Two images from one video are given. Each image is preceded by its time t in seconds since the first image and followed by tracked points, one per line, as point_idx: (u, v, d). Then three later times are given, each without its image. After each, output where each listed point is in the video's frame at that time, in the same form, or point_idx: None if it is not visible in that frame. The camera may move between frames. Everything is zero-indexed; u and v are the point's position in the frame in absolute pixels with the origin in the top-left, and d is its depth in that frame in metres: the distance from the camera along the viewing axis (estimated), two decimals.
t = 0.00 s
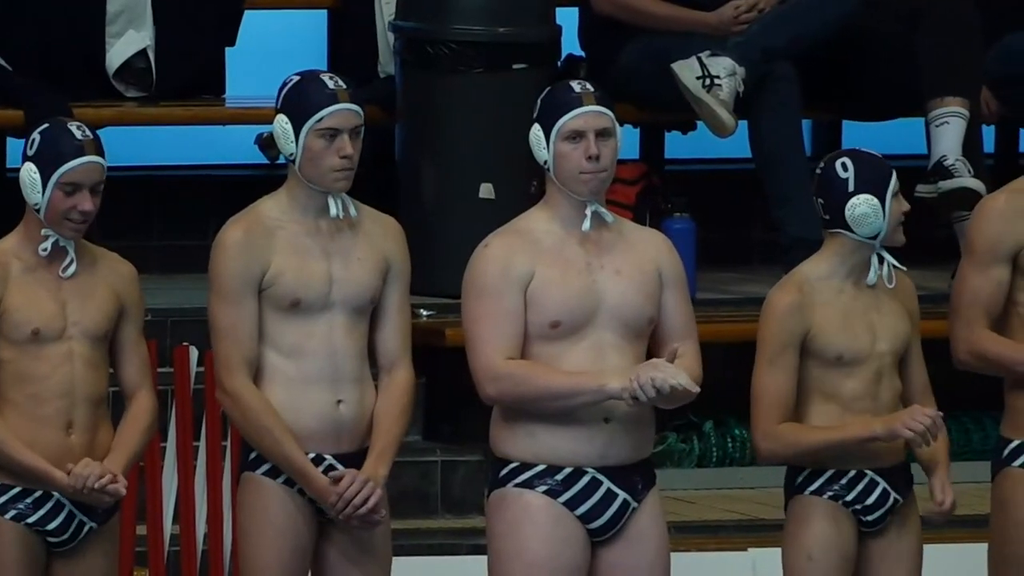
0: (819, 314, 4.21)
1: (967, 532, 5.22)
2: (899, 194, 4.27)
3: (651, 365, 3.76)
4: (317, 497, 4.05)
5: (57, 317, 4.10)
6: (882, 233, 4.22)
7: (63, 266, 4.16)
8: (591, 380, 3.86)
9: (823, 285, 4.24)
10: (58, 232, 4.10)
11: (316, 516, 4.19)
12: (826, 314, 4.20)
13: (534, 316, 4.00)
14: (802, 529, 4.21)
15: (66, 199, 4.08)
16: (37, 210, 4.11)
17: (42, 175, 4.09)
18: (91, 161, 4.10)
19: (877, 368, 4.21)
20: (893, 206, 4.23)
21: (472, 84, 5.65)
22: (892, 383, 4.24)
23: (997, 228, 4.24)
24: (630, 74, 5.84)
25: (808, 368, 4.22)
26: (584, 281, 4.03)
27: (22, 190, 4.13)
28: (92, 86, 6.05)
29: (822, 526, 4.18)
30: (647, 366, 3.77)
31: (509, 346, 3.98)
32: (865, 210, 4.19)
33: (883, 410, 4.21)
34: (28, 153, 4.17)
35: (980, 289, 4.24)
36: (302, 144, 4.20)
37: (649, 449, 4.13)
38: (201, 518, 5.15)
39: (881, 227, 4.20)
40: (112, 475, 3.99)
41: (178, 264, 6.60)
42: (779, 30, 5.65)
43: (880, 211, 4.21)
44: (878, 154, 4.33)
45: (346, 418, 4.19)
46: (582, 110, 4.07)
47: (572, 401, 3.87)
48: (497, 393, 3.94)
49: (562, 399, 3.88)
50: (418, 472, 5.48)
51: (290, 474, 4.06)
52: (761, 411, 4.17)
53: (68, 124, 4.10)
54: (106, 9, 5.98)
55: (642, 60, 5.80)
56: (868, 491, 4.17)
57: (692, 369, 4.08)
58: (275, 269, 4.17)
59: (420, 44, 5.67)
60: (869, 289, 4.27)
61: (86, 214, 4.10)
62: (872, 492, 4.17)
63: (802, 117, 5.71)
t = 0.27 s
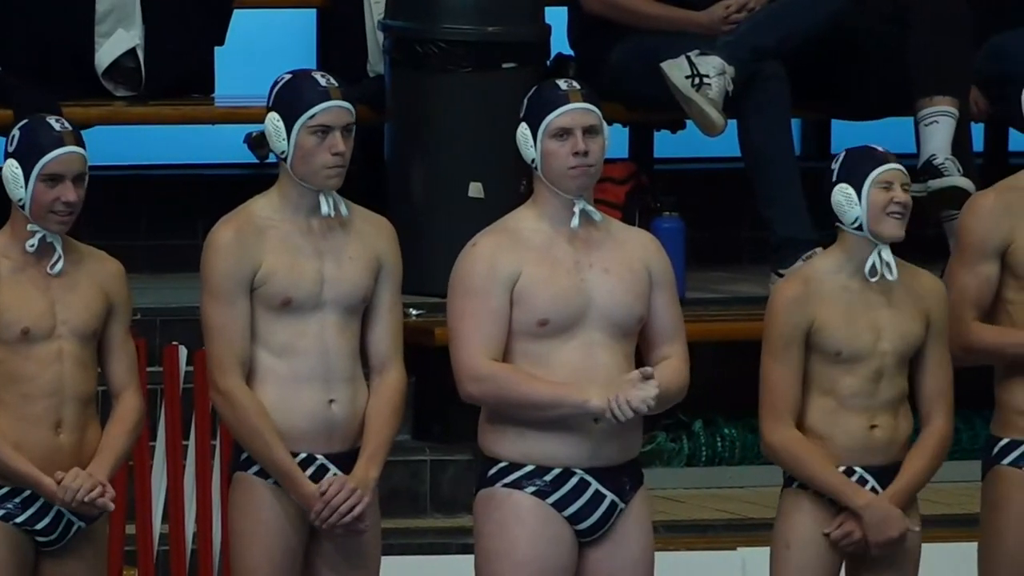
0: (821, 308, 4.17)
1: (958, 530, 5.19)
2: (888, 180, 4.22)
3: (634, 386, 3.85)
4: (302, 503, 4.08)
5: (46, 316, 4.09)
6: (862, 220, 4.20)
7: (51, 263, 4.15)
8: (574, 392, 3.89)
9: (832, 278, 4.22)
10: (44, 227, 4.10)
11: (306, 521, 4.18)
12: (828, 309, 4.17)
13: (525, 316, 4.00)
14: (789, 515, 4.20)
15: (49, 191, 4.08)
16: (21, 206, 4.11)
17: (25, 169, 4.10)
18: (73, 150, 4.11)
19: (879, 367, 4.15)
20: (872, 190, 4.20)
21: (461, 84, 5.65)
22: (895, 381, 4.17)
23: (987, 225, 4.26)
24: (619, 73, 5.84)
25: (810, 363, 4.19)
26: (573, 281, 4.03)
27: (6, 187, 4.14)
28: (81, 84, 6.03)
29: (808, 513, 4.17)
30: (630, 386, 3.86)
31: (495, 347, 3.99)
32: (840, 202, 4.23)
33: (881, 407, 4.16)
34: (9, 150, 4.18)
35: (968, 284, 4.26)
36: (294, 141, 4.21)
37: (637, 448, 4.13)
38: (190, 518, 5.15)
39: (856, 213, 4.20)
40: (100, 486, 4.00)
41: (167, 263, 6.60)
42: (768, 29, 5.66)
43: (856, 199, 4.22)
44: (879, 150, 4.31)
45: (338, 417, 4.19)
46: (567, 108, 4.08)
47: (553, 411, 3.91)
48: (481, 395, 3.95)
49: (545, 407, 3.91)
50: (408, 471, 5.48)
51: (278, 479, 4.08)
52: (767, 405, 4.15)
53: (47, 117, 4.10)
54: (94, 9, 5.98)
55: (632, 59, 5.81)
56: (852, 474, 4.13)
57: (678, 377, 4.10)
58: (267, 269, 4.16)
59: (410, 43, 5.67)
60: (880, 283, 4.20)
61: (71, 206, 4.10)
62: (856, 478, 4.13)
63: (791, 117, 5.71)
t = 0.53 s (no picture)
0: (798, 307, 4.19)
1: (946, 530, 5.20)
2: (860, 176, 4.23)
3: (620, 393, 3.85)
4: (290, 504, 4.08)
5: (33, 315, 4.08)
6: (838, 218, 4.21)
7: (39, 261, 4.14)
8: (559, 396, 3.90)
9: (815, 278, 4.23)
10: (33, 224, 4.09)
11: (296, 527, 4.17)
12: (805, 308, 4.18)
13: (513, 315, 4.00)
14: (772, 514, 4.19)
15: (35, 185, 4.09)
16: (8, 204, 4.11)
17: (9, 165, 4.11)
18: (56, 144, 4.13)
19: (860, 366, 4.15)
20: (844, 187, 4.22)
21: (449, 84, 5.65)
22: (880, 379, 4.17)
23: (971, 227, 4.26)
24: (607, 73, 5.84)
25: (792, 363, 4.20)
26: (561, 280, 4.03)
27: None
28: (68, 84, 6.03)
29: (793, 511, 4.16)
30: (617, 392, 3.86)
31: (482, 347, 3.99)
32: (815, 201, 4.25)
33: (866, 406, 4.16)
34: None
35: (952, 288, 4.26)
36: (286, 140, 4.21)
37: (626, 448, 4.14)
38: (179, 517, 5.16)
39: (830, 211, 4.22)
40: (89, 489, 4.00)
41: (154, 263, 6.59)
42: (756, 29, 5.67)
43: (830, 197, 4.24)
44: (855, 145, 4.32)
45: (328, 417, 4.18)
46: (555, 108, 4.07)
47: (539, 413, 3.92)
48: (468, 396, 3.96)
49: (530, 410, 3.92)
50: (396, 471, 5.48)
51: (266, 479, 4.08)
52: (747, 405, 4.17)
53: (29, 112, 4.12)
54: (83, 9, 5.97)
55: (620, 59, 5.81)
56: (836, 471, 4.13)
57: (662, 378, 4.10)
58: (256, 268, 4.16)
59: (398, 43, 5.67)
60: (863, 282, 4.21)
61: (57, 199, 4.11)
62: (841, 475, 4.13)
63: (779, 116, 5.72)
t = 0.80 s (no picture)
0: (772, 305, 4.24)
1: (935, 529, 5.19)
2: (835, 173, 4.27)
3: (607, 398, 3.85)
4: (279, 504, 4.08)
5: (21, 315, 4.07)
6: (811, 214, 4.26)
7: (28, 259, 4.13)
8: (545, 399, 3.90)
9: (787, 274, 4.28)
10: (23, 220, 4.09)
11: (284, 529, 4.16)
12: (779, 306, 4.23)
13: (501, 315, 4.00)
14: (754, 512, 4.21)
15: (24, 177, 4.09)
16: None
17: None
18: (41, 136, 4.13)
19: (832, 364, 4.21)
20: (819, 184, 4.26)
21: (438, 83, 5.65)
22: (848, 377, 4.23)
23: (960, 226, 4.22)
24: (596, 72, 5.84)
25: (765, 361, 4.25)
26: (549, 281, 4.03)
27: None
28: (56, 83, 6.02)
29: (770, 511, 4.19)
30: (603, 397, 3.86)
31: (469, 347, 3.99)
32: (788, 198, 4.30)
33: (836, 404, 4.21)
34: None
35: (937, 289, 4.22)
36: (276, 138, 4.21)
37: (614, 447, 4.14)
38: (168, 517, 5.15)
39: (804, 206, 4.26)
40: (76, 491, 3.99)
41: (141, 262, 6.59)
42: (745, 28, 5.67)
43: (803, 192, 4.28)
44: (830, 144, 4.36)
45: (317, 416, 4.18)
46: (544, 110, 4.07)
47: (525, 416, 3.93)
48: (455, 396, 3.96)
49: (515, 412, 3.92)
50: (384, 470, 5.48)
51: (256, 480, 4.08)
52: (721, 403, 4.20)
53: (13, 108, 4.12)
54: (71, 8, 5.95)
55: (609, 58, 5.81)
56: (810, 471, 4.18)
57: (648, 379, 4.11)
58: (246, 266, 4.15)
59: (386, 42, 5.67)
60: (833, 278, 4.27)
61: (46, 191, 4.11)
62: (815, 474, 4.18)
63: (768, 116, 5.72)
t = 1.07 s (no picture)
0: (743, 301, 4.24)
1: (918, 528, 5.21)
2: (807, 178, 4.26)
3: (590, 400, 3.86)
4: (264, 504, 4.07)
5: (5, 315, 4.06)
6: (780, 218, 4.26)
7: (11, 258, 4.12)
8: (528, 399, 3.91)
9: (756, 271, 4.29)
10: (7, 221, 4.08)
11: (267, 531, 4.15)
12: (751, 303, 4.24)
13: (485, 315, 4.00)
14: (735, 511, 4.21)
15: (8, 177, 4.08)
16: None
17: None
18: (24, 135, 4.12)
19: (802, 361, 4.21)
20: (790, 189, 4.26)
21: (421, 82, 5.65)
22: (819, 375, 4.23)
23: (943, 226, 4.22)
24: (579, 71, 5.85)
25: (736, 357, 4.26)
26: (532, 280, 4.03)
27: None
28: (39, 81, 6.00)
29: (748, 511, 4.20)
30: (586, 398, 3.86)
31: (453, 347, 3.99)
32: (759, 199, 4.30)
33: (809, 404, 4.22)
34: None
35: (922, 289, 4.23)
36: (261, 137, 4.20)
37: (597, 447, 4.14)
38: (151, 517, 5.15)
39: (773, 210, 4.27)
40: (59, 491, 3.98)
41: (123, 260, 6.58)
42: (729, 27, 5.68)
43: (774, 195, 4.28)
44: (807, 144, 4.35)
45: (301, 415, 4.18)
46: (529, 109, 4.07)
47: (508, 417, 3.93)
48: (438, 396, 3.96)
49: (498, 413, 3.93)
50: (367, 469, 5.48)
51: (240, 479, 4.07)
52: (693, 398, 4.21)
53: None
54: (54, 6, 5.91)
55: (592, 57, 5.81)
56: (787, 471, 4.19)
57: (631, 380, 4.12)
58: (230, 266, 4.15)
59: (369, 41, 5.66)
60: (801, 280, 4.27)
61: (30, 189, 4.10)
62: (792, 474, 4.19)
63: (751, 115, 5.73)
